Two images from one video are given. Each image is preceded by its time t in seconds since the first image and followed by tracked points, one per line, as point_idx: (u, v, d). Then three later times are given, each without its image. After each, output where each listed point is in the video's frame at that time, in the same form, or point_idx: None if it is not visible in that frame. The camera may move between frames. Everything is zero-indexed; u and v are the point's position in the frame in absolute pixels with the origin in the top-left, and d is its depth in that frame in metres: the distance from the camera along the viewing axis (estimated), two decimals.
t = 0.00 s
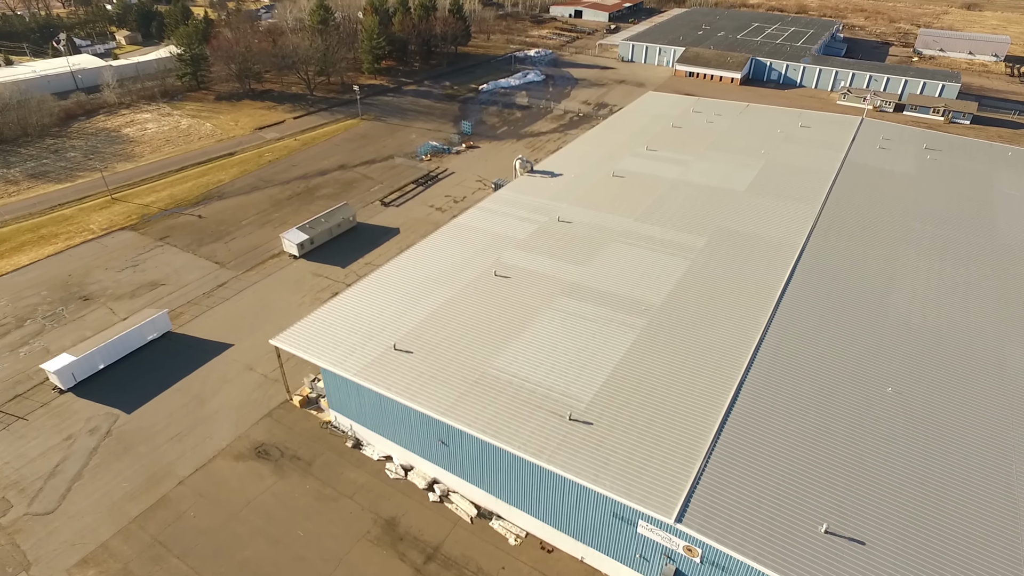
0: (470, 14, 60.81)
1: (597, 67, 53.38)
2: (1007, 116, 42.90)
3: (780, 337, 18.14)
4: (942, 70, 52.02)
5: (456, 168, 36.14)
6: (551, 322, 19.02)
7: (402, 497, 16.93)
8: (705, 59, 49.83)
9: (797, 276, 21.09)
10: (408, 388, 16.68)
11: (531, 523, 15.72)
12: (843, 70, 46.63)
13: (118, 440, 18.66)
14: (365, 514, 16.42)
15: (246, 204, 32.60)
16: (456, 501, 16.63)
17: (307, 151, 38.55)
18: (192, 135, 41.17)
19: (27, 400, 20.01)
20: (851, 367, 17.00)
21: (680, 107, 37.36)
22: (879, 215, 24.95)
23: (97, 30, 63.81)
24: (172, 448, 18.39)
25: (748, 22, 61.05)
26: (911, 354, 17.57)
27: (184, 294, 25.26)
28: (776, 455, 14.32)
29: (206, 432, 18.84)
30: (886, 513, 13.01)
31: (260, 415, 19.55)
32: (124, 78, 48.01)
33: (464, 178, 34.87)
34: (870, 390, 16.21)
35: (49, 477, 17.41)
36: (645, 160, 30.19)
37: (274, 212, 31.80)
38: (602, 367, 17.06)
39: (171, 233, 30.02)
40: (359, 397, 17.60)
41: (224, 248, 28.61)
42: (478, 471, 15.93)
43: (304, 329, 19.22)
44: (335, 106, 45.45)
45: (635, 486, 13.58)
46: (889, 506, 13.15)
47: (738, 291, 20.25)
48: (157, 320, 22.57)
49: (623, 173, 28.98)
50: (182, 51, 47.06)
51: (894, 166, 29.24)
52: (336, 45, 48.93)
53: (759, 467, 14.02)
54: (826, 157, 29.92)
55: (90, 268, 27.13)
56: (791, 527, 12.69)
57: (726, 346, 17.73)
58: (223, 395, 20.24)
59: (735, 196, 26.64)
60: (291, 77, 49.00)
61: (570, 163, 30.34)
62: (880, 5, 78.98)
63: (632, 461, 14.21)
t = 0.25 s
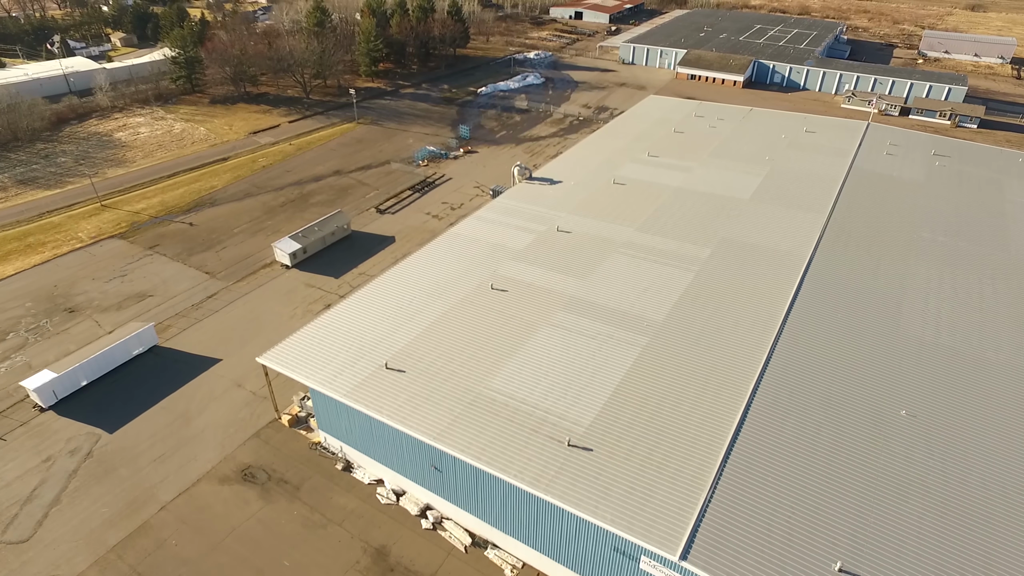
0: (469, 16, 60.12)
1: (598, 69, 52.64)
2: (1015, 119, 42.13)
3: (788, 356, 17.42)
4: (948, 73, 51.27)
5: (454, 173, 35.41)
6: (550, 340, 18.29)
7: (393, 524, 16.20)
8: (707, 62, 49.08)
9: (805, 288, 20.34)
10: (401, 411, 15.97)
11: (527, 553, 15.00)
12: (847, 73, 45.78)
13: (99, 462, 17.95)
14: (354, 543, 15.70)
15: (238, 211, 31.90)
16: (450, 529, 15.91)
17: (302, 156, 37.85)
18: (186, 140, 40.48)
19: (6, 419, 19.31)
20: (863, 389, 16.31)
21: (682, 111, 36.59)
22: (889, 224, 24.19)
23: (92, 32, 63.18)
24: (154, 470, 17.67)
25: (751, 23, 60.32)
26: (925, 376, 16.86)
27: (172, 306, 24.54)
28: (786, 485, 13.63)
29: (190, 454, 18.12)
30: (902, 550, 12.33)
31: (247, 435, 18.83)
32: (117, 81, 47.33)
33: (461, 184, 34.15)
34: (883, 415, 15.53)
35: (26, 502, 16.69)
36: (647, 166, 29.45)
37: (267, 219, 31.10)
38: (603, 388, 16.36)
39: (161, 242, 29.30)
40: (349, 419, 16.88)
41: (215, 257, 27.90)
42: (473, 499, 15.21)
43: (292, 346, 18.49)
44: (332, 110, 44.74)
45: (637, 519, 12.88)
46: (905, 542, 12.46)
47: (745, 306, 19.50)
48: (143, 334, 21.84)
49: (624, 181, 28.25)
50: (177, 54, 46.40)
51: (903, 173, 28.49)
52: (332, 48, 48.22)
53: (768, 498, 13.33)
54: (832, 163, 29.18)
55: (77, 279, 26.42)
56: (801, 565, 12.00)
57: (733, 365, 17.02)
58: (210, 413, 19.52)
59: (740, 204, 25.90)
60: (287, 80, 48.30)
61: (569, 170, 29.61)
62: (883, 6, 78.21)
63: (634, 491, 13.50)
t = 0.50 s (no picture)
0: (467, 18, 59.40)
1: (598, 72, 51.92)
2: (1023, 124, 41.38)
3: (797, 376, 16.68)
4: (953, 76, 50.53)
5: (451, 179, 34.68)
6: (547, 358, 17.58)
7: (383, 553, 15.49)
8: (709, 65, 48.34)
9: (813, 303, 19.58)
10: (391, 436, 15.28)
11: None
12: (851, 76, 45.01)
13: (78, 485, 17.24)
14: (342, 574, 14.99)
15: (230, 218, 31.19)
16: (442, 559, 15.20)
17: (296, 161, 37.15)
18: (178, 144, 39.77)
19: None
20: (874, 411, 15.62)
21: (684, 115, 35.84)
22: (898, 234, 23.45)
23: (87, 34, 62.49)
24: (135, 494, 16.96)
25: (753, 25, 59.57)
26: (940, 397, 16.14)
27: (160, 318, 23.82)
28: (796, 518, 12.95)
29: (174, 477, 17.41)
30: None
31: (233, 456, 18.11)
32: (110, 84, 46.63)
33: (458, 191, 33.44)
34: (896, 440, 14.84)
35: None
36: (648, 173, 28.72)
37: (260, 227, 30.39)
38: (603, 411, 15.65)
39: (150, 251, 28.59)
40: (338, 442, 16.17)
41: (205, 267, 27.18)
42: (466, 529, 14.51)
43: (280, 364, 17.78)
44: (328, 114, 44.03)
45: (638, 556, 12.18)
46: None
47: (751, 322, 18.76)
48: (128, 349, 21.11)
49: (625, 189, 27.50)
50: (171, 56, 45.73)
51: (911, 181, 27.73)
52: (329, 50, 47.51)
53: (777, 532, 12.65)
54: (838, 170, 28.43)
55: (62, 289, 25.71)
56: None
57: (739, 386, 16.32)
58: (195, 433, 18.81)
59: (744, 212, 25.14)
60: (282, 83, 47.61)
61: (569, 178, 28.89)
62: (886, 7, 77.43)
63: (635, 525, 12.79)
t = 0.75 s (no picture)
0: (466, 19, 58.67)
1: (598, 74, 51.18)
2: None
3: (805, 398, 16.00)
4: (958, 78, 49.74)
5: (448, 186, 33.95)
6: (544, 379, 16.89)
7: None
8: (711, 68, 47.60)
9: (821, 319, 18.88)
10: (380, 463, 14.57)
11: None
12: (856, 79, 44.17)
13: (55, 511, 16.53)
14: None
15: (222, 227, 30.50)
16: None
17: (290, 167, 36.46)
18: (171, 149, 39.09)
19: None
20: (887, 436, 14.91)
21: (685, 121, 35.13)
22: (907, 245, 22.71)
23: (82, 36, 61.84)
24: (114, 520, 16.25)
25: (755, 27, 58.81)
26: (956, 421, 15.43)
27: (146, 332, 23.12)
28: (807, 553, 12.24)
29: (155, 502, 16.71)
30: None
31: (217, 479, 17.39)
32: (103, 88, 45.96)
33: (455, 198, 32.72)
34: (912, 468, 14.11)
35: None
36: (649, 181, 28.01)
37: (251, 235, 29.69)
38: (603, 436, 14.95)
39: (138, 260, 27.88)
40: (325, 468, 15.46)
41: (194, 277, 26.47)
42: (459, 562, 13.79)
43: (266, 385, 17.06)
44: (323, 118, 43.33)
45: None
46: None
47: (756, 340, 18.06)
48: (111, 366, 20.40)
49: (625, 197, 26.77)
50: (164, 59, 45.08)
51: (919, 188, 26.99)
52: (325, 53, 46.83)
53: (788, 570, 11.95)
54: (844, 178, 27.71)
55: (47, 301, 25.00)
56: None
57: (745, 409, 15.62)
58: (179, 454, 18.10)
59: (748, 222, 24.43)
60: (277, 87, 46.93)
61: (567, 186, 28.19)
62: (889, 9, 76.60)
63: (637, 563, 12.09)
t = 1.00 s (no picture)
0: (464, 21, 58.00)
1: (598, 77, 50.47)
2: None
3: (814, 422, 15.23)
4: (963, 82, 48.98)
5: (444, 193, 33.23)
6: (540, 400, 16.16)
7: None
8: (712, 71, 46.88)
9: (829, 335, 18.10)
10: (367, 493, 13.81)
11: None
12: (860, 82, 43.38)
13: (29, 539, 15.80)
14: None
15: (212, 235, 29.79)
16: None
17: (283, 173, 35.77)
18: (163, 154, 38.38)
19: None
20: (903, 463, 14.13)
21: (687, 126, 34.39)
22: (916, 255, 21.97)
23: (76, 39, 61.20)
24: (91, 550, 15.53)
25: (757, 29, 58.07)
26: (974, 446, 14.63)
27: (131, 346, 22.39)
28: None
29: (134, 530, 15.98)
30: None
31: (199, 505, 16.66)
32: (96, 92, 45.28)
33: (451, 205, 32.00)
34: (929, 497, 13.33)
35: None
36: (649, 189, 27.29)
37: (242, 244, 28.99)
38: (602, 464, 14.22)
39: (126, 270, 27.15)
40: (309, 497, 14.70)
41: (182, 289, 25.74)
42: None
43: (249, 406, 16.31)
44: (318, 122, 42.62)
45: None
46: None
47: (762, 358, 17.30)
48: (92, 383, 19.70)
49: (625, 206, 26.02)
50: (157, 62, 44.39)
51: (928, 196, 26.22)
52: (321, 56, 46.16)
53: None
54: (850, 185, 26.96)
55: (30, 313, 24.27)
56: None
57: (751, 434, 14.90)
58: (160, 478, 17.39)
59: (752, 231, 23.64)
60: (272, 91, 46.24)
61: (566, 194, 27.46)
62: (892, 10, 75.81)
63: None
